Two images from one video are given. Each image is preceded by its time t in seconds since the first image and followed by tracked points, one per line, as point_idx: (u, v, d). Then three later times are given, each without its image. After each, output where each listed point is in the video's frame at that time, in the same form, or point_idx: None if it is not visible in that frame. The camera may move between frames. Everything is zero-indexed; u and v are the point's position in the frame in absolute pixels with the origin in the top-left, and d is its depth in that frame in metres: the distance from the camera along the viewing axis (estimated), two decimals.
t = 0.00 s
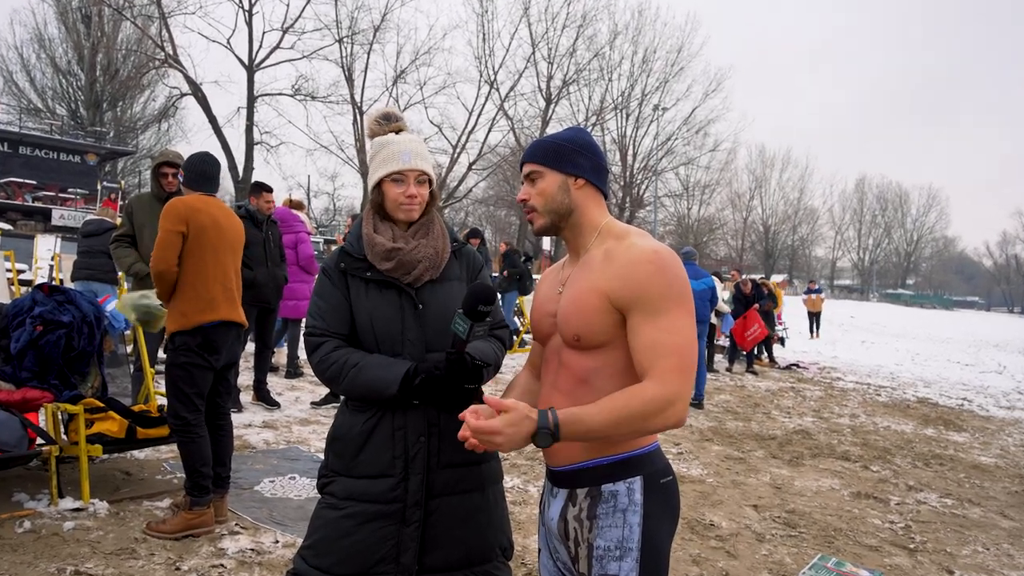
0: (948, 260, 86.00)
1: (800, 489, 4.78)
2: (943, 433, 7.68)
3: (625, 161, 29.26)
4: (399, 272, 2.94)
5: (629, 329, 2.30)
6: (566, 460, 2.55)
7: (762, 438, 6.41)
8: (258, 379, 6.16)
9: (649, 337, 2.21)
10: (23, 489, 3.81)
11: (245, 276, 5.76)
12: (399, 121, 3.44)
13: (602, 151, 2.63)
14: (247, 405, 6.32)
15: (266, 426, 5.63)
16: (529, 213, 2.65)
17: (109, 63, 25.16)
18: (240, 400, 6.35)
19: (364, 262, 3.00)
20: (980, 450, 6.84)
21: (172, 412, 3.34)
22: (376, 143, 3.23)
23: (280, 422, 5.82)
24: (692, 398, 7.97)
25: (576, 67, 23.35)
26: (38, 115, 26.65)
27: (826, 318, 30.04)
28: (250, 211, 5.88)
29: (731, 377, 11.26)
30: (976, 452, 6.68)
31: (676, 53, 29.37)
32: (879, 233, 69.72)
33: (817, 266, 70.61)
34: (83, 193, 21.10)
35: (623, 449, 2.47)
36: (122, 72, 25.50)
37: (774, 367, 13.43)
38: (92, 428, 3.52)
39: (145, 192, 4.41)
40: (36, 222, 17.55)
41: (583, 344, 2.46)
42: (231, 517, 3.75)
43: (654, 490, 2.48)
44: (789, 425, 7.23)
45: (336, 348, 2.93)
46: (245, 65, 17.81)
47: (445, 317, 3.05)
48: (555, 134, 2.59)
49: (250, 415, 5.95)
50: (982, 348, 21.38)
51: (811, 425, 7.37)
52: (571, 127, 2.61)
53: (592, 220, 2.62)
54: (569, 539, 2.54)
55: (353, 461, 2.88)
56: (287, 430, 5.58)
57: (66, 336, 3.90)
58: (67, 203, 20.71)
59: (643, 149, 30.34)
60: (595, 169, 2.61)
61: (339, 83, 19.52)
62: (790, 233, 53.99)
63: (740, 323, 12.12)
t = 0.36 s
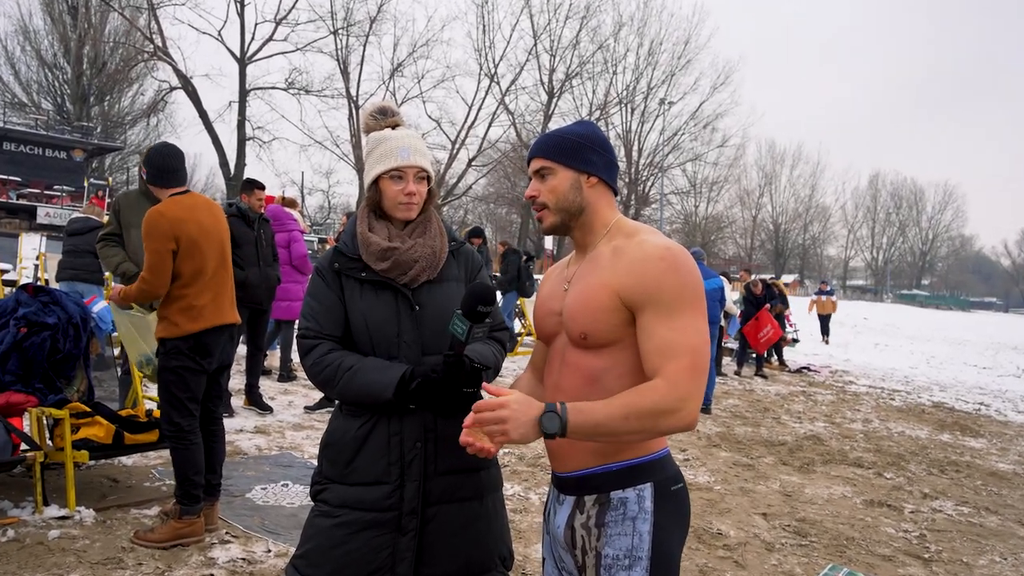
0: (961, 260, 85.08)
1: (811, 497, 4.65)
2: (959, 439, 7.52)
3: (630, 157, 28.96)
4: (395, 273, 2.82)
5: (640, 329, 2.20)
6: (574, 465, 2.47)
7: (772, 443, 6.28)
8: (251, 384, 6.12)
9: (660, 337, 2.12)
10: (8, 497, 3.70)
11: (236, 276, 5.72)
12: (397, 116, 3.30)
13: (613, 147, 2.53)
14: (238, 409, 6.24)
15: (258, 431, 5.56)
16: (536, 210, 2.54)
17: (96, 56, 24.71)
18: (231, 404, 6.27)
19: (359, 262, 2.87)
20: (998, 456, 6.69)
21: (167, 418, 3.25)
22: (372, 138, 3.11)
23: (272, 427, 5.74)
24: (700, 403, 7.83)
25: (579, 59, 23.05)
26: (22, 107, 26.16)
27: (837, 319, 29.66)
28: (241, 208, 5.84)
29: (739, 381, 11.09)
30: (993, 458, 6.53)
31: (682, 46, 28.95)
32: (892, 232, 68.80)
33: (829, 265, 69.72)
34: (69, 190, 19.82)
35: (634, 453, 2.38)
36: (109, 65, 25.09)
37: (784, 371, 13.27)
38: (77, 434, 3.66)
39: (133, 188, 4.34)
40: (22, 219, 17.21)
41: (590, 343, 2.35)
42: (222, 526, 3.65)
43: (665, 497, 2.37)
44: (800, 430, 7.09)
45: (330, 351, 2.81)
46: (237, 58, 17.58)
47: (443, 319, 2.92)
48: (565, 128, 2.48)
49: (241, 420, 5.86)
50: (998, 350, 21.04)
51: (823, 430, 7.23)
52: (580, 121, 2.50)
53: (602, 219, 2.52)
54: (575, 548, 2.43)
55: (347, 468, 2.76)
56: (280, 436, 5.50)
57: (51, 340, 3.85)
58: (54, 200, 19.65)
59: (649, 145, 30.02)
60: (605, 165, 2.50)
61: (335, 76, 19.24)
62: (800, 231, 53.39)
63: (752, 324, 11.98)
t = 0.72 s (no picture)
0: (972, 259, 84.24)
1: (819, 503, 4.55)
2: (972, 443, 7.41)
3: (635, 153, 28.73)
4: (390, 273, 2.72)
5: (639, 330, 2.11)
6: (578, 470, 2.37)
7: (779, 448, 6.17)
8: (243, 386, 6.04)
9: (655, 339, 2.04)
10: None
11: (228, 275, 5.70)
12: (393, 110, 3.19)
13: (618, 144, 2.42)
14: (231, 413, 6.16)
15: (250, 436, 5.50)
16: (538, 210, 2.44)
17: (85, 49, 24.39)
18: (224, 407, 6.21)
19: (353, 261, 2.77)
20: (1012, 461, 6.56)
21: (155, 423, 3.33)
22: (365, 134, 3.01)
23: (265, 432, 5.68)
24: (705, 407, 7.73)
25: (582, 52, 22.80)
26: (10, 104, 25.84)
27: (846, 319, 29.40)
28: (233, 207, 5.81)
29: (746, 383, 10.96)
30: (1007, 463, 6.41)
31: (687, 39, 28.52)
32: (904, 230, 67.83)
33: (840, 265, 69.16)
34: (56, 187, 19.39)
35: (640, 458, 2.27)
36: (99, 58, 24.79)
37: (792, 373, 13.14)
38: (65, 438, 3.65)
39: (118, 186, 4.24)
40: (10, 217, 16.97)
41: (591, 346, 2.26)
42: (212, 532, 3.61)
43: (671, 503, 2.26)
44: (808, 434, 6.98)
45: (323, 353, 2.71)
46: (229, 51, 17.39)
47: (440, 320, 2.82)
48: (566, 124, 2.39)
49: (234, 424, 5.80)
50: (1011, 351, 20.72)
51: (831, 434, 7.12)
52: (583, 116, 2.40)
53: (605, 217, 2.42)
54: (579, 554, 2.34)
55: (340, 471, 2.66)
56: (273, 440, 5.44)
57: (38, 341, 3.81)
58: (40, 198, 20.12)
59: (653, 141, 29.78)
60: (609, 161, 2.40)
61: (329, 70, 18.96)
62: (809, 229, 52.98)
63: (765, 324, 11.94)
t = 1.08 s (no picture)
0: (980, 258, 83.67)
1: (825, 508, 4.47)
2: (983, 447, 7.31)
3: (637, 150, 28.52)
4: (385, 272, 2.64)
5: (637, 332, 2.03)
6: (577, 475, 2.29)
7: (785, 451, 6.09)
8: (236, 389, 5.97)
9: (654, 341, 1.96)
10: None
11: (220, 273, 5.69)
12: (388, 107, 3.11)
13: (618, 141, 2.34)
14: (222, 415, 6.10)
15: (242, 439, 5.46)
16: (536, 209, 2.36)
17: (74, 43, 24.09)
18: (216, 410, 6.15)
19: (347, 260, 2.69)
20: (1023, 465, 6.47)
21: (145, 426, 3.35)
22: (359, 131, 2.94)
23: (258, 435, 5.64)
24: (709, 410, 7.65)
25: (583, 46, 22.60)
26: None
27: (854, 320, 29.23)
28: (226, 205, 5.80)
29: (751, 386, 10.87)
30: (1018, 468, 6.32)
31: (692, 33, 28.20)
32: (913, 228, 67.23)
33: (848, 264, 68.74)
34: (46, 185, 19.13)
35: (641, 463, 2.19)
36: (87, 52, 24.47)
37: (799, 375, 13.04)
38: (53, 442, 3.62)
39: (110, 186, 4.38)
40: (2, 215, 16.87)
41: (590, 348, 2.18)
42: (201, 539, 3.65)
43: (671, 510, 2.18)
44: (815, 437, 6.90)
45: (316, 354, 2.63)
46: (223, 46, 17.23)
47: (435, 320, 2.74)
48: (564, 121, 2.31)
49: (226, 427, 5.74)
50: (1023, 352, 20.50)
51: (838, 437, 7.03)
52: (583, 113, 2.32)
53: (605, 216, 2.34)
54: (577, 561, 2.26)
55: (333, 475, 2.58)
56: (265, 444, 5.40)
57: (25, 340, 3.83)
58: (27, 195, 20.65)
59: (657, 137, 29.58)
60: (608, 159, 2.32)
61: (325, 66, 18.77)
62: (816, 227, 52.70)
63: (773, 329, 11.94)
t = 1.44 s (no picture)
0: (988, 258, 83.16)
1: (830, 513, 4.39)
2: (992, 450, 7.22)
3: (639, 147, 28.33)
4: (377, 271, 2.57)
5: (631, 330, 1.95)
6: (571, 477, 2.22)
7: (789, 455, 6.01)
8: (226, 392, 5.90)
9: (647, 339, 1.89)
10: None
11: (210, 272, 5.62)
12: (383, 102, 3.02)
13: (614, 138, 2.27)
14: (213, 418, 6.03)
15: (233, 442, 5.40)
16: (528, 207, 2.29)
17: (62, 37, 23.80)
18: (207, 413, 6.08)
19: (339, 259, 2.61)
20: None
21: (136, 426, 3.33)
22: (351, 127, 2.86)
23: (249, 438, 5.57)
24: (712, 412, 7.55)
25: (583, 40, 22.40)
26: None
27: (860, 320, 29.09)
28: (214, 202, 5.70)
29: (755, 388, 10.76)
30: None
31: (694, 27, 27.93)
32: (921, 226, 66.64)
33: (854, 264, 68.47)
34: (33, 183, 19.17)
35: (636, 465, 2.12)
36: (75, 46, 24.19)
37: (804, 377, 12.94)
38: (37, 445, 3.61)
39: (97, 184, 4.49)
40: None
41: (584, 349, 2.10)
42: (191, 544, 3.64)
43: (669, 515, 2.11)
44: (820, 441, 6.82)
45: (307, 355, 2.55)
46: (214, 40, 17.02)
47: (429, 321, 2.67)
48: (558, 116, 2.24)
49: (217, 430, 5.67)
50: None
51: (844, 441, 6.96)
52: (578, 108, 2.25)
53: (601, 214, 2.26)
54: (573, 568, 2.18)
55: (324, 478, 2.50)
56: (257, 447, 5.34)
57: (8, 341, 3.89)
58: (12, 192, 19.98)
59: (659, 133, 29.41)
60: (604, 157, 2.24)
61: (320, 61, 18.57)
62: (821, 226, 52.46)
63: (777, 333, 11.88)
